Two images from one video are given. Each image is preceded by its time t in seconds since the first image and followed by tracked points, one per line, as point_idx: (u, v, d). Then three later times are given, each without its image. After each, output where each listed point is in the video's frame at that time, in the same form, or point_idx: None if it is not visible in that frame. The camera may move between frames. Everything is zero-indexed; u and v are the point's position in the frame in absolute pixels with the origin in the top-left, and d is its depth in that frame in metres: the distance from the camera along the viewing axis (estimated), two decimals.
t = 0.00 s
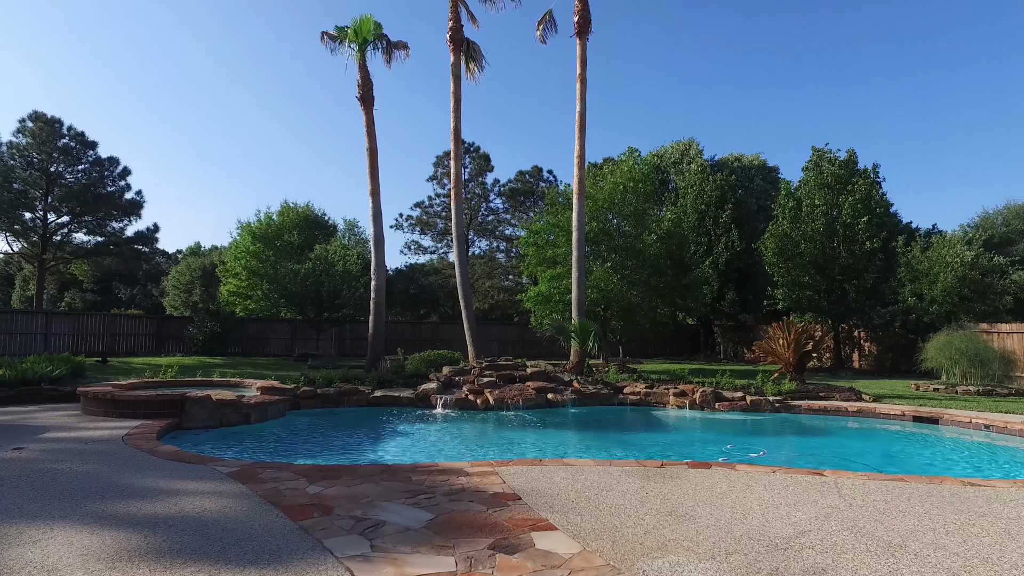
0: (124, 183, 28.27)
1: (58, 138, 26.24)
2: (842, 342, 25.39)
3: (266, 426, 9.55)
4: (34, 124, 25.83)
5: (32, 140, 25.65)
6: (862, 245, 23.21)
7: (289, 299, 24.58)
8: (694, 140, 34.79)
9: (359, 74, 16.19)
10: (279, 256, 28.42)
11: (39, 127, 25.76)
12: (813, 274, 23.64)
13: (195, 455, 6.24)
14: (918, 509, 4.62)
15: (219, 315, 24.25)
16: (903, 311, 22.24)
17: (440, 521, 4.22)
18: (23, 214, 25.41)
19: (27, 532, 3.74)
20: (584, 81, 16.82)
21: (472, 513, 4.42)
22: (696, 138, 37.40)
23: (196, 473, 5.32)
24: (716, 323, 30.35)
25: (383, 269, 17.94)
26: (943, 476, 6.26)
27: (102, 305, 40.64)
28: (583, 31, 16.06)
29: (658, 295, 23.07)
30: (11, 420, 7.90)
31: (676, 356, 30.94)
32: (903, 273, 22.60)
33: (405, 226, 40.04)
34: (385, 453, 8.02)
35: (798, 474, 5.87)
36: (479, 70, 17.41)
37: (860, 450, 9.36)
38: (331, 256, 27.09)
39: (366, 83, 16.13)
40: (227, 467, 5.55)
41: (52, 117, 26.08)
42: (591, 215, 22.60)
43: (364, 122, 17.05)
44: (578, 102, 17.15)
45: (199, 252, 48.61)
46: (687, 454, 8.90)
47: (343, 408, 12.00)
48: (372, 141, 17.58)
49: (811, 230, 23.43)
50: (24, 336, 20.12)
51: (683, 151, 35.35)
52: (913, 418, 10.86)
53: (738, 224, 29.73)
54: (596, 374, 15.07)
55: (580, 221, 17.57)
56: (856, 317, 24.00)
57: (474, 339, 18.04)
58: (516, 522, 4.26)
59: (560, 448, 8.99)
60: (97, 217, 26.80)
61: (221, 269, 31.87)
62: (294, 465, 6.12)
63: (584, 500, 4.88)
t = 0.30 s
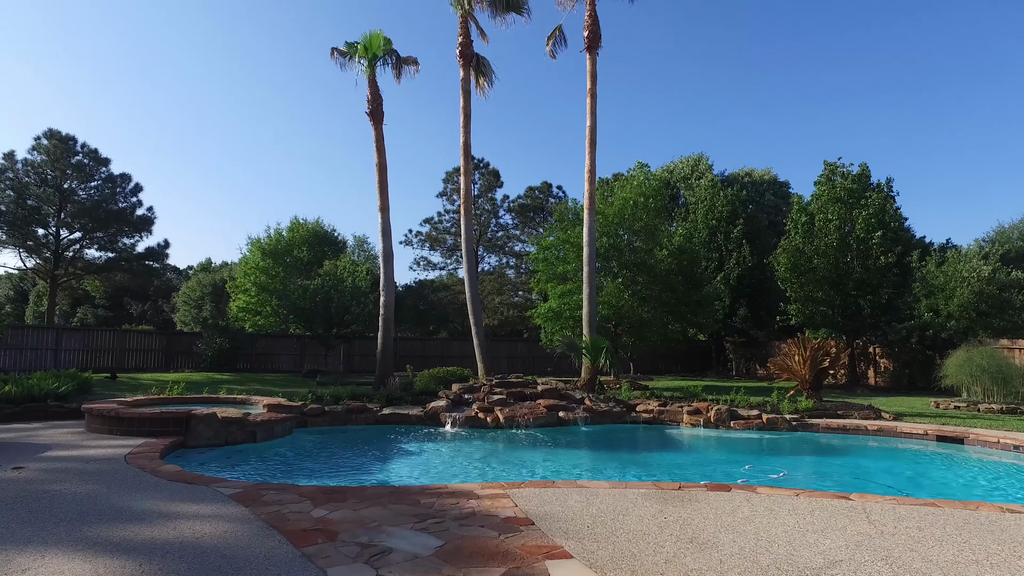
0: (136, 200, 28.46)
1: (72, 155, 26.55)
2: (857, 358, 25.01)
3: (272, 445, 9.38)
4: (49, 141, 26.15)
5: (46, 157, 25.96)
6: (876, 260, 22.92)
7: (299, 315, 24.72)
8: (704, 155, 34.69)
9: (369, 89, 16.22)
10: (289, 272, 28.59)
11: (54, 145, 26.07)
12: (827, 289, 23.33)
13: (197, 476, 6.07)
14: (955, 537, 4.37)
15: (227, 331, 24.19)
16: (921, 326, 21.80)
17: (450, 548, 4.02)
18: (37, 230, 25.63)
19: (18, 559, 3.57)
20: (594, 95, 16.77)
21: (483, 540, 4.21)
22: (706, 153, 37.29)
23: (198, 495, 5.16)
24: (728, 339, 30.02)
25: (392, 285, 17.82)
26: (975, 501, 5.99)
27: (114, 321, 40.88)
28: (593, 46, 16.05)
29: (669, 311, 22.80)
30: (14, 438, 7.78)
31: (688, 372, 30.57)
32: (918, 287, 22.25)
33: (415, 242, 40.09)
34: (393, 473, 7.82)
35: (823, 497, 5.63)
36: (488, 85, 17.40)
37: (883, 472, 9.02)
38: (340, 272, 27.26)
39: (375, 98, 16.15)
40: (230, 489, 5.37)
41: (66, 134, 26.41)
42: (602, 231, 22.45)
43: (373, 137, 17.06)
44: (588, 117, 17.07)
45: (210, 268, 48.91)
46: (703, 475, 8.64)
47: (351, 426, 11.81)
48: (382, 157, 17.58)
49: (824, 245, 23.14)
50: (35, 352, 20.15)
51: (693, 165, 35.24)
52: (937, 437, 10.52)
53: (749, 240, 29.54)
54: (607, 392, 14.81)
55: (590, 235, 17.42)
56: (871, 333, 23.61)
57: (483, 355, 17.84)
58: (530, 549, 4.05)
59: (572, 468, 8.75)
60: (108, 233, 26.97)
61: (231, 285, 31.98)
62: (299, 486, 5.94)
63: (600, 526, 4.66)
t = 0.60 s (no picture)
0: (147, 217, 28.62)
1: (85, 173, 26.81)
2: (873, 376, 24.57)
3: (278, 465, 9.19)
4: (63, 159, 26.42)
5: (60, 175, 26.20)
6: (892, 276, 22.58)
7: (308, 332, 24.51)
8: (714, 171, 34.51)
9: (379, 105, 16.23)
10: (299, 289, 28.65)
11: (67, 163, 26.32)
12: (842, 306, 22.97)
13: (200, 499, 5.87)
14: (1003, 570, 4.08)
15: (236, 348, 24.09)
16: (939, 343, 21.36)
17: None
18: (49, 247, 25.81)
19: None
20: (605, 110, 16.68)
21: (497, 570, 3.98)
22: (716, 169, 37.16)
23: (200, 518, 4.96)
24: (740, 357, 29.63)
25: (402, 302, 17.69)
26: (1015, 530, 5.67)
27: (125, 337, 41.11)
28: (603, 61, 16.01)
29: (681, 328, 22.49)
30: (16, 458, 7.62)
31: (700, 390, 30.13)
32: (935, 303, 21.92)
33: (424, 259, 40.09)
34: (401, 496, 7.60)
35: (854, 523, 5.35)
36: (498, 101, 17.35)
37: (908, 496, 8.68)
38: (349, 289, 27.31)
39: (385, 114, 16.14)
40: (232, 513, 5.16)
41: (79, 152, 26.66)
42: (612, 247, 22.27)
43: (383, 154, 17.04)
44: (599, 132, 16.96)
45: (221, 285, 49.13)
46: (722, 498, 8.33)
47: (359, 446, 11.60)
48: (392, 173, 17.55)
49: (838, 260, 22.82)
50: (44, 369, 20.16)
51: (703, 181, 35.07)
52: (964, 458, 10.15)
53: (761, 256, 29.29)
54: (620, 411, 14.51)
55: (602, 252, 17.25)
56: (887, 350, 23.20)
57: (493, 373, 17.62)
58: None
59: (584, 491, 8.47)
60: (119, 250, 27.08)
61: (241, 302, 31.99)
62: (303, 510, 5.72)
63: (621, 554, 4.42)
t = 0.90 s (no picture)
0: (150, 232, 28.58)
1: (89, 188, 26.79)
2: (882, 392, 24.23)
3: (278, 485, 8.93)
4: (67, 174, 26.46)
5: (64, 190, 26.21)
6: (900, 291, 22.31)
7: (310, 347, 24.19)
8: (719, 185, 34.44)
9: (383, 119, 16.16)
10: (302, 305, 28.50)
11: (71, 177, 26.35)
12: (849, 321, 22.70)
13: (194, 522, 5.62)
14: None
15: (238, 364, 23.86)
16: (950, 359, 21.06)
17: None
18: (51, 262, 25.76)
19: None
20: (611, 124, 16.59)
21: None
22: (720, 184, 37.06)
23: (193, 544, 4.71)
24: (746, 373, 29.30)
25: (405, 317, 17.49)
26: None
27: (127, 352, 40.99)
28: (609, 75, 15.95)
29: (687, 343, 22.20)
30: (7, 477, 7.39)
31: (707, 406, 29.76)
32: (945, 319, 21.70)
33: (427, 274, 39.97)
34: (404, 518, 7.32)
35: (882, 550, 5.08)
36: (503, 114, 17.28)
37: (929, 518, 8.36)
38: (352, 304, 27.15)
39: (389, 127, 16.07)
40: (227, 538, 4.91)
41: (84, 167, 26.69)
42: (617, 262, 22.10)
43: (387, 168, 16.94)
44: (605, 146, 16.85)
45: (223, 300, 49.06)
46: (736, 520, 8.03)
47: (361, 464, 11.33)
48: (396, 187, 17.46)
49: (846, 275, 22.59)
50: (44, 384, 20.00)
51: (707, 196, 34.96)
52: (985, 478, 9.82)
53: (766, 271, 29.15)
54: (627, 429, 14.21)
55: (608, 266, 17.05)
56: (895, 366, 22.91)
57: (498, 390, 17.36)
58: None
59: (593, 513, 8.18)
60: (122, 264, 26.99)
61: (243, 317, 31.84)
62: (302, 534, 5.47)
63: None
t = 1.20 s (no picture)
0: (149, 244, 28.43)
1: (89, 200, 26.72)
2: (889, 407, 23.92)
3: (274, 501, 8.69)
4: (67, 186, 26.40)
5: (63, 202, 26.11)
6: (906, 303, 22.01)
7: (310, 362, 23.98)
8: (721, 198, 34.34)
9: (384, 130, 16.06)
10: (301, 318, 28.30)
11: (71, 190, 26.27)
12: (854, 333, 22.45)
13: (185, 543, 5.38)
14: None
15: (236, 378, 23.56)
16: (958, 372, 20.77)
17: None
18: (49, 274, 25.61)
19: None
20: (614, 135, 16.49)
21: None
22: (721, 197, 36.98)
23: (182, 567, 4.48)
24: (749, 388, 29.01)
25: (405, 330, 17.28)
26: None
27: (127, 365, 40.77)
28: (612, 86, 15.88)
29: (690, 357, 21.91)
30: None
31: (710, 421, 29.39)
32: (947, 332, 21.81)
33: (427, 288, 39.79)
34: (403, 538, 7.07)
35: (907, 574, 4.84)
36: (505, 126, 17.19)
37: (947, 538, 8.06)
38: (352, 318, 26.99)
39: (390, 138, 15.97)
40: (217, 560, 4.68)
41: (83, 179, 26.61)
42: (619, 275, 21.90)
43: (388, 179, 16.82)
44: (608, 157, 16.73)
45: (224, 313, 48.89)
46: (746, 540, 7.75)
47: (360, 481, 11.09)
48: (397, 198, 17.32)
49: (850, 288, 22.39)
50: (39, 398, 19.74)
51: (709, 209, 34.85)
52: (1003, 496, 9.53)
53: (769, 284, 28.99)
54: (632, 444, 13.94)
55: (611, 279, 16.86)
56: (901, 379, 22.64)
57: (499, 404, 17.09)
58: None
59: (598, 531, 7.91)
60: (120, 277, 26.80)
61: (242, 331, 31.62)
62: (297, 556, 5.23)
63: None
